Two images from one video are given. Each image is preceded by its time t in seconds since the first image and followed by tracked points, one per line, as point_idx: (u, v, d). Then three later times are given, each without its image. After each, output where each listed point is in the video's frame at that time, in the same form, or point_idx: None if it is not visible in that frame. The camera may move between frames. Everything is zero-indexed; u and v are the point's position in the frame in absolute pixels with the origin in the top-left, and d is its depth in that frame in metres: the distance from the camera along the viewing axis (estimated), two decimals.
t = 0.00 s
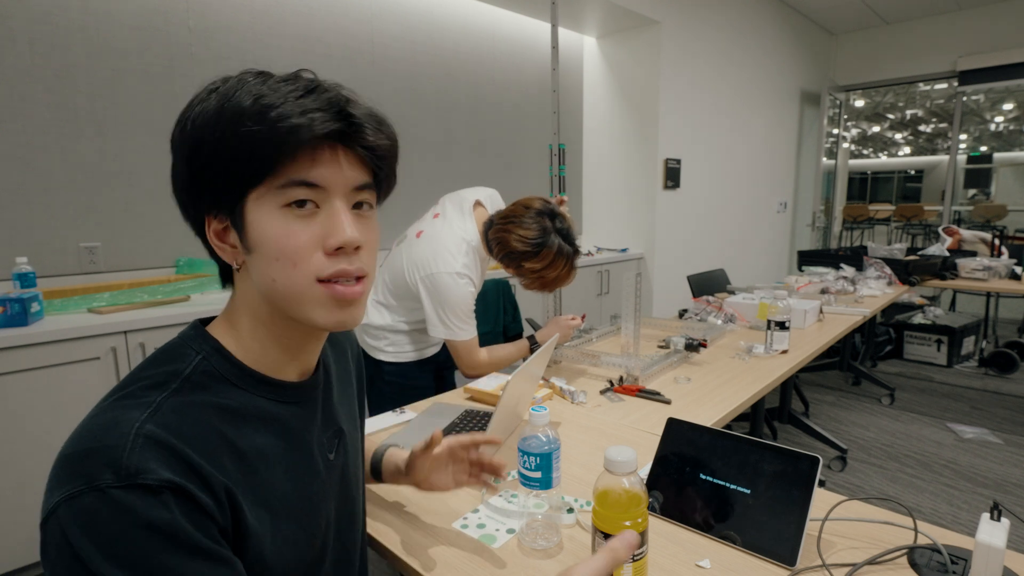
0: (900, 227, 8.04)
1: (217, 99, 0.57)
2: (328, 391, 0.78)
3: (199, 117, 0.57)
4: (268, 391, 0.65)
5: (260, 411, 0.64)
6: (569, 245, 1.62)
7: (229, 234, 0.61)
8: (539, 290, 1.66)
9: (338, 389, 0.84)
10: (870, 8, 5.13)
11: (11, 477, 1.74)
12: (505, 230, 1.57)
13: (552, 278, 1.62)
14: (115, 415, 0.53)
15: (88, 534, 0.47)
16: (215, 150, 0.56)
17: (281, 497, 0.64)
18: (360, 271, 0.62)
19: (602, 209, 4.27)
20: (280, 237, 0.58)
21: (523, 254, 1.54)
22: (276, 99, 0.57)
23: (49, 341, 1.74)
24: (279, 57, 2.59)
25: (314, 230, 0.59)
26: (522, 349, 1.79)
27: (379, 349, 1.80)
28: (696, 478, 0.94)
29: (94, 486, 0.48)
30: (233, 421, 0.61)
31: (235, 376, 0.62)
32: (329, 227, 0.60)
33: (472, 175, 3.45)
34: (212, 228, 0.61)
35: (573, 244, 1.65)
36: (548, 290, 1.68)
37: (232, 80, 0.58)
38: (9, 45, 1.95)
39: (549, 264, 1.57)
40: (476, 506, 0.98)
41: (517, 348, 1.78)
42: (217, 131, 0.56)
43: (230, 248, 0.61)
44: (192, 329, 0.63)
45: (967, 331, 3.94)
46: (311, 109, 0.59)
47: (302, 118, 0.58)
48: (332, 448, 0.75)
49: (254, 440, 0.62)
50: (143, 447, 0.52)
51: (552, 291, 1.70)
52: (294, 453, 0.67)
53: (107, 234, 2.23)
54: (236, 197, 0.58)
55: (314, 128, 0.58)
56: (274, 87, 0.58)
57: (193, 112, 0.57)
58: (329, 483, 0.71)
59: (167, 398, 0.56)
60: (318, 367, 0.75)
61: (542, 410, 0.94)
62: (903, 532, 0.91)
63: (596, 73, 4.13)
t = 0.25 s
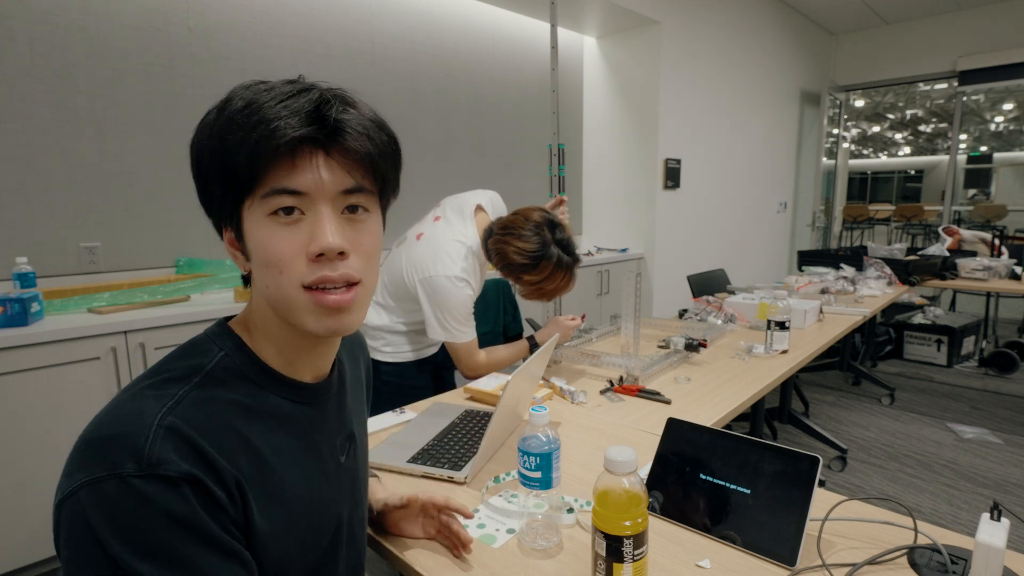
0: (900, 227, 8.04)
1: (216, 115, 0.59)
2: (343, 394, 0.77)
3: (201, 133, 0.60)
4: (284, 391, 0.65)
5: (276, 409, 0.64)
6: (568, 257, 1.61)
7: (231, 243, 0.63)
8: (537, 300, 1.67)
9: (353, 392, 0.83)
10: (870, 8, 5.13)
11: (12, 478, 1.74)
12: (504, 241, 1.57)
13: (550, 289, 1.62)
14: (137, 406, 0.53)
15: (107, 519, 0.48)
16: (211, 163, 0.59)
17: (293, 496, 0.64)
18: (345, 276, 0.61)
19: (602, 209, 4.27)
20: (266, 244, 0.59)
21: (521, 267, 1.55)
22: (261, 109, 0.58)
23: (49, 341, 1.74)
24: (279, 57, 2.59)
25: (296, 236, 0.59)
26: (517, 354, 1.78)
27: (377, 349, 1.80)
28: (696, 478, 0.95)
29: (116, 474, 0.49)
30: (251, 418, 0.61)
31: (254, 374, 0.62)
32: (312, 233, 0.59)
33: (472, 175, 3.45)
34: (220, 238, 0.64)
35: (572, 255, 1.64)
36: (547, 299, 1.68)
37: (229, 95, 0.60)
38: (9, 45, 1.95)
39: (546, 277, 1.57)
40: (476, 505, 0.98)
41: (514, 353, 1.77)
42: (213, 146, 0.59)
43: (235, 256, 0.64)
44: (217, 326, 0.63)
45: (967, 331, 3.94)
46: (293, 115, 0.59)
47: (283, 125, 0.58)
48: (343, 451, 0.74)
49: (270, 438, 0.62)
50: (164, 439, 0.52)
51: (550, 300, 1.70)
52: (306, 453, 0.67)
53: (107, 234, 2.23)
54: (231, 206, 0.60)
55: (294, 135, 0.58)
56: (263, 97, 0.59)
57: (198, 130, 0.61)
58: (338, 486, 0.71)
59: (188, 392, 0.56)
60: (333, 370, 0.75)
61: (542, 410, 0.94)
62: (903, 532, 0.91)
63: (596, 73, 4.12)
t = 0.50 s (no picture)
0: (900, 227, 8.04)
1: (230, 116, 0.59)
2: (345, 393, 0.77)
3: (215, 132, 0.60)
4: (289, 388, 0.65)
5: (281, 406, 0.64)
6: (565, 273, 1.60)
7: (240, 243, 0.63)
8: (530, 312, 1.66)
9: (353, 392, 0.84)
10: (869, 8, 5.13)
11: (11, 478, 1.74)
12: (503, 252, 1.55)
13: (545, 303, 1.61)
14: (144, 401, 0.53)
15: (119, 511, 0.47)
16: (223, 164, 0.59)
17: (298, 491, 0.64)
18: (352, 282, 0.61)
19: (602, 209, 4.27)
20: (274, 247, 0.59)
21: (518, 281, 1.53)
22: (275, 112, 0.58)
23: (49, 341, 1.74)
24: (279, 56, 2.59)
25: (305, 240, 0.59)
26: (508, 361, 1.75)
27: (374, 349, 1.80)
28: (696, 478, 0.95)
29: (126, 466, 0.49)
30: (256, 414, 0.61)
31: (259, 371, 0.62)
32: (321, 238, 0.59)
33: (472, 175, 3.45)
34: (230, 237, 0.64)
35: (570, 270, 1.62)
36: (541, 312, 1.68)
37: (243, 96, 0.60)
38: (9, 45, 1.95)
39: (542, 292, 1.56)
40: (476, 505, 0.98)
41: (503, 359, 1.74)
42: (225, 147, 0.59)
43: (243, 256, 0.64)
44: (222, 324, 0.63)
45: (967, 331, 3.94)
46: (307, 121, 0.59)
47: (297, 130, 0.58)
48: (346, 449, 0.75)
49: (276, 434, 0.62)
50: (173, 432, 0.52)
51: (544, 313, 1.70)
52: (311, 450, 0.67)
53: (107, 234, 2.23)
54: (241, 207, 0.60)
55: (307, 142, 0.58)
56: (278, 100, 0.59)
57: (210, 130, 0.60)
58: (341, 483, 0.71)
59: (195, 387, 0.56)
60: (335, 370, 0.75)
61: (542, 410, 0.93)
62: (903, 532, 0.91)
63: (596, 73, 4.12)
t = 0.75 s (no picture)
0: (900, 227, 8.04)
1: (246, 120, 0.59)
2: (349, 395, 0.77)
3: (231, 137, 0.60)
4: (295, 393, 0.65)
5: (287, 411, 0.64)
6: (561, 287, 1.60)
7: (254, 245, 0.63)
8: (524, 322, 1.66)
9: (356, 393, 0.83)
10: (869, 8, 5.13)
11: (11, 478, 1.74)
12: (501, 261, 1.54)
13: (538, 315, 1.62)
14: (153, 407, 0.53)
15: (130, 519, 0.48)
16: (237, 168, 0.59)
17: (305, 496, 0.64)
18: (364, 291, 0.61)
19: (602, 209, 4.27)
20: (287, 254, 0.59)
21: (513, 292, 1.53)
22: (293, 119, 0.58)
23: (49, 341, 1.74)
24: (279, 56, 2.59)
25: (317, 247, 0.59)
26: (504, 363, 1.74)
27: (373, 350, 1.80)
28: (696, 478, 0.95)
29: (136, 473, 0.49)
30: (264, 420, 0.61)
31: (266, 376, 0.62)
32: (334, 246, 0.59)
33: (472, 175, 3.45)
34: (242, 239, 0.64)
35: (567, 283, 1.62)
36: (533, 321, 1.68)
37: (260, 100, 0.60)
38: (9, 45, 1.95)
39: (536, 304, 1.57)
40: (476, 506, 0.98)
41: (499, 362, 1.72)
42: (240, 152, 0.59)
43: (255, 259, 0.64)
44: (230, 327, 0.63)
45: (967, 331, 3.94)
46: (324, 130, 0.59)
47: (314, 138, 0.58)
48: (350, 452, 0.75)
49: (282, 439, 0.62)
50: (183, 439, 0.52)
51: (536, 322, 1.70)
52: (315, 455, 0.67)
53: (107, 234, 2.23)
54: (255, 211, 0.60)
55: (323, 152, 0.58)
56: (296, 107, 0.59)
57: (226, 132, 0.60)
58: (346, 486, 0.71)
59: (203, 393, 0.56)
60: (339, 373, 0.75)
61: (542, 410, 0.93)
62: (903, 532, 0.91)
63: (596, 73, 4.12)
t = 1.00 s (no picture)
0: (900, 227, 8.04)
1: (301, 122, 0.55)
2: (349, 396, 0.77)
3: (277, 134, 0.55)
4: (298, 396, 0.65)
5: (291, 414, 0.64)
6: (560, 293, 1.59)
7: (278, 245, 0.60)
8: (522, 326, 1.66)
9: (356, 393, 0.83)
10: (869, 8, 5.13)
11: (12, 478, 1.74)
12: (499, 266, 1.54)
13: (535, 321, 1.62)
14: (157, 412, 0.53)
15: (136, 525, 0.48)
16: (288, 171, 0.55)
17: (308, 498, 0.64)
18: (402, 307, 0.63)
19: (602, 209, 4.27)
20: (332, 264, 0.58)
21: (509, 298, 1.54)
22: (354, 133, 0.57)
23: (49, 341, 1.74)
24: (279, 56, 2.59)
25: (365, 263, 0.59)
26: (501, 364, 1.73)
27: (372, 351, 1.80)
28: (697, 478, 0.95)
29: (141, 479, 0.49)
30: (267, 423, 0.61)
31: (269, 378, 0.62)
32: (382, 262, 0.60)
33: (472, 175, 3.45)
34: (262, 234, 0.60)
35: (566, 290, 1.61)
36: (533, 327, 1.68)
37: (314, 103, 0.57)
38: (9, 45, 1.95)
39: (532, 311, 1.56)
40: (476, 505, 0.98)
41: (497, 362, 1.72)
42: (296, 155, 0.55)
43: (279, 258, 0.60)
44: (232, 328, 0.63)
45: (967, 331, 3.94)
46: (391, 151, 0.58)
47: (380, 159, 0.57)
48: (351, 453, 0.74)
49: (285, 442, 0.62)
50: (188, 444, 0.52)
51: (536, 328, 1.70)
52: (318, 457, 0.67)
53: (107, 234, 2.23)
54: (296, 216, 0.57)
55: (391, 176, 0.57)
56: (357, 120, 0.58)
57: (271, 125, 0.56)
58: (348, 487, 0.71)
59: (206, 396, 0.56)
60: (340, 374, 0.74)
61: (542, 410, 0.93)
62: (903, 532, 0.91)
63: (596, 73, 4.12)
